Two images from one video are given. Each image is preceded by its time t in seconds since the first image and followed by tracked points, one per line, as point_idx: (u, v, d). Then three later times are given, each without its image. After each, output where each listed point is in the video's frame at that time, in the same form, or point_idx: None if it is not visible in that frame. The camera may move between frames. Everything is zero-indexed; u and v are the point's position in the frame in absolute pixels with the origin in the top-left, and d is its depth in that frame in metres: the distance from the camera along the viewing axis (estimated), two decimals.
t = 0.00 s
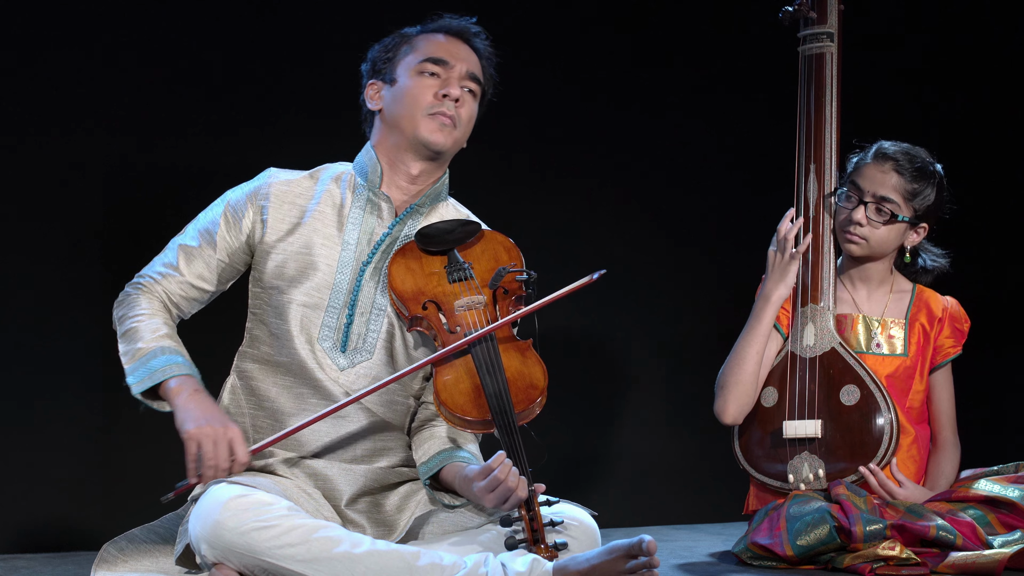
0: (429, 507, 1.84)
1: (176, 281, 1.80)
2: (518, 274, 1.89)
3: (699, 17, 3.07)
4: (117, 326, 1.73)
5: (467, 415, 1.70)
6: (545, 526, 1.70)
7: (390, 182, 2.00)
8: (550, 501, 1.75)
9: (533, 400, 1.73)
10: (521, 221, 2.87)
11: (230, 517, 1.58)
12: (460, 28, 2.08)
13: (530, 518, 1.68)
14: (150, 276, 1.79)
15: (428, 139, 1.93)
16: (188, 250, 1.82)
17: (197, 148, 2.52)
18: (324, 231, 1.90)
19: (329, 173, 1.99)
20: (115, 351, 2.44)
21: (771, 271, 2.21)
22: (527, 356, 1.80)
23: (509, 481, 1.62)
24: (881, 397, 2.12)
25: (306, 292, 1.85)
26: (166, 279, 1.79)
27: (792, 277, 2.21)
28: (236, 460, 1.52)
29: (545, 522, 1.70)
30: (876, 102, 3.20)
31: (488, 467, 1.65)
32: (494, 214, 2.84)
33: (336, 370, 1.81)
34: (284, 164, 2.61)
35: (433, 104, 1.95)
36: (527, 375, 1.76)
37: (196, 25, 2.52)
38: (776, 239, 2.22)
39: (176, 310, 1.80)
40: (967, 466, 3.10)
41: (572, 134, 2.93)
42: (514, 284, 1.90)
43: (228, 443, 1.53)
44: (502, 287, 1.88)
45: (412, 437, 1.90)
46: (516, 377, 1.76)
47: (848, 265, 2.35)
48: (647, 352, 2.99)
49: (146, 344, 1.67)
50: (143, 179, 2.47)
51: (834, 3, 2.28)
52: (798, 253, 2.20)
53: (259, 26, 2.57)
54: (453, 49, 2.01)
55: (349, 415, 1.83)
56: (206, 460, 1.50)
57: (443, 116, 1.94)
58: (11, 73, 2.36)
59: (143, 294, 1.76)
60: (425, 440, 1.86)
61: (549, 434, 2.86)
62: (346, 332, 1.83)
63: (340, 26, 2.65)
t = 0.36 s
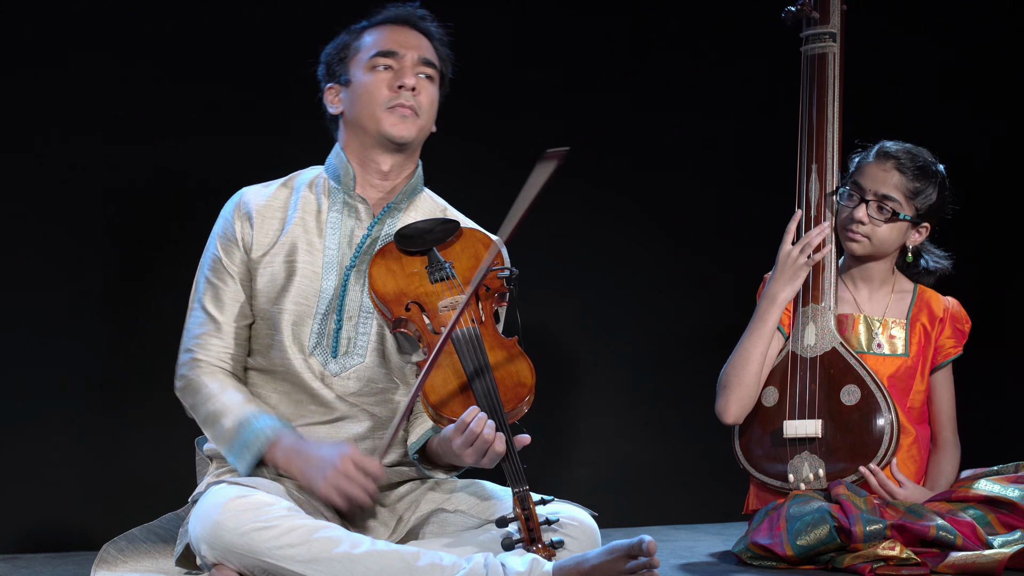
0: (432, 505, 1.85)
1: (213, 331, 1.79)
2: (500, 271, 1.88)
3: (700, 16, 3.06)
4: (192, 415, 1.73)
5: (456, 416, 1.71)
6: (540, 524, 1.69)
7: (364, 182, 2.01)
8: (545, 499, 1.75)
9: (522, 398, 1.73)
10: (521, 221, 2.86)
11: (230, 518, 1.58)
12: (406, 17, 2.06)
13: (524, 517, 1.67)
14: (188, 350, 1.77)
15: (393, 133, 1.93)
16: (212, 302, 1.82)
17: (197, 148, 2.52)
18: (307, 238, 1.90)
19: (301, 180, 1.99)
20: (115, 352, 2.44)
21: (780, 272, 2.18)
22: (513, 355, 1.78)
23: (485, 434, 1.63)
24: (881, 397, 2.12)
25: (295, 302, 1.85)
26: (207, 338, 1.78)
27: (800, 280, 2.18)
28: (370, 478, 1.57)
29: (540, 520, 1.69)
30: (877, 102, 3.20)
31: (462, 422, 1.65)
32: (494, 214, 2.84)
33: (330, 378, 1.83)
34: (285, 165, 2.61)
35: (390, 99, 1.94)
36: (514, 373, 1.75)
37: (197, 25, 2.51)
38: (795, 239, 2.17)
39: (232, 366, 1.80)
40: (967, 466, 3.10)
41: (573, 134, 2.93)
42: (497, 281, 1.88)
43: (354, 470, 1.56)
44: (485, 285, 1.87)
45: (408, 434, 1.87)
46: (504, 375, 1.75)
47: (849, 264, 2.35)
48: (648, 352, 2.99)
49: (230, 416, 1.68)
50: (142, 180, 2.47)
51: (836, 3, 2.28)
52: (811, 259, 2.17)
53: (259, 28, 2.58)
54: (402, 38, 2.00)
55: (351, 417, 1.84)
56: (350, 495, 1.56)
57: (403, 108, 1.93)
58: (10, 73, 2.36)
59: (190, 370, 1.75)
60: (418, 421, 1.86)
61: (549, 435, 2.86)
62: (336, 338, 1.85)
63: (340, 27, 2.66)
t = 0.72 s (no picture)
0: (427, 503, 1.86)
1: (204, 352, 1.82)
2: (488, 265, 1.84)
3: (701, 16, 3.06)
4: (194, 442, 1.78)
5: (449, 416, 1.70)
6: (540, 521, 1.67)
7: (327, 187, 1.98)
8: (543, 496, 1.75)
9: (515, 392, 1.72)
10: (522, 221, 2.86)
11: (231, 520, 1.58)
12: (340, 12, 1.98)
13: (523, 514, 1.65)
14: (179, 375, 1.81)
15: (348, 142, 1.88)
16: (193, 322, 1.84)
17: (197, 149, 2.52)
18: (280, 250, 1.89)
19: (266, 190, 1.97)
20: (117, 352, 2.44)
21: (782, 271, 2.19)
22: (505, 348, 1.76)
23: (481, 438, 1.65)
24: (882, 397, 2.12)
25: (275, 314, 1.85)
26: (197, 360, 1.81)
27: (802, 280, 2.18)
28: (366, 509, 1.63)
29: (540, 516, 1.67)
30: (878, 101, 3.20)
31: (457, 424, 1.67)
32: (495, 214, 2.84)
33: (322, 386, 1.84)
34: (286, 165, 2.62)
35: (336, 107, 1.88)
36: (507, 368, 1.74)
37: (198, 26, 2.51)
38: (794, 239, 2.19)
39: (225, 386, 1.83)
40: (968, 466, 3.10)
41: (574, 134, 2.93)
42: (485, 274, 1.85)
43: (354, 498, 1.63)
44: (473, 279, 1.83)
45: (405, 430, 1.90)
46: (495, 370, 1.73)
47: (852, 264, 2.35)
48: (649, 352, 2.99)
49: (226, 441, 1.72)
50: (143, 180, 2.47)
51: (840, 3, 2.27)
52: (813, 258, 2.18)
53: (259, 28, 2.57)
54: (338, 39, 1.92)
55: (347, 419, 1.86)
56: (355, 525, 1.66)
57: (353, 115, 1.88)
58: (11, 74, 2.36)
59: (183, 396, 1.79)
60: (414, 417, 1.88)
61: (550, 434, 2.86)
62: (321, 345, 1.85)
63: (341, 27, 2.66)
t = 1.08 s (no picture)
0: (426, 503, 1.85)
1: (202, 335, 1.77)
2: (496, 269, 1.85)
3: (701, 16, 3.06)
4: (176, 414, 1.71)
5: (451, 418, 1.73)
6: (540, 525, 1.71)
7: (346, 193, 1.94)
8: (544, 498, 1.76)
9: (520, 396, 1.73)
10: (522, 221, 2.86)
11: (231, 520, 1.58)
12: (395, 36, 1.85)
13: (525, 517, 1.69)
14: (173, 347, 1.75)
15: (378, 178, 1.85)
16: (197, 302, 1.79)
17: (197, 148, 2.52)
18: (292, 248, 1.87)
19: (285, 185, 1.95)
20: (116, 353, 2.44)
21: (780, 271, 2.19)
22: (510, 352, 1.77)
23: (483, 439, 1.66)
24: (882, 396, 2.12)
25: (282, 311, 1.84)
26: (191, 340, 1.76)
27: (802, 280, 2.19)
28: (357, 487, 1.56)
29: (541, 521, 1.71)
30: (878, 101, 3.20)
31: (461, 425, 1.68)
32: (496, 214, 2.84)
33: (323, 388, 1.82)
34: (286, 165, 2.62)
35: (368, 142, 1.81)
36: (512, 372, 1.75)
37: (197, 26, 2.51)
38: (793, 238, 2.21)
39: (215, 366, 1.77)
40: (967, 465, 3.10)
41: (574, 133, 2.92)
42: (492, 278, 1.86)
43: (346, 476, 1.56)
44: (480, 283, 1.84)
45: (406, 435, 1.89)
46: (501, 375, 1.74)
47: (852, 264, 2.35)
48: (649, 352, 3.00)
49: (216, 410, 1.67)
50: (143, 180, 2.47)
51: (840, 3, 2.28)
52: (812, 258, 2.19)
53: (260, 28, 2.57)
54: (387, 70, 1.81)
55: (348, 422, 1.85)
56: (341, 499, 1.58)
57: (387, 153, 1.83)
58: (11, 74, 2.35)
59: (175, 368, 1.73)
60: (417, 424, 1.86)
61: (550, 434, 2.85)
62: (326, 347, 1.84)
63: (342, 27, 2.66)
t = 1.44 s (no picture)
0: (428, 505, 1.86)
1: (214, 268, 1.73)
2: (520, 275, 1.91)
3: (700, 16, 3.06)
4: (173, 313, 1.63)
5: (469, 416, 1.70)
6: (545, 526, 1.69)
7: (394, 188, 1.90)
8: (553, 499, 1.71)
9: (535, 400, 1.73)
10: (520, 221, 2.87)
11: (232, 518, 1.58)
12: (511, 121, 1.74)
13: (530, 517, 1.68)
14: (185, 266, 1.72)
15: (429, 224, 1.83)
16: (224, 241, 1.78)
17: (196, 149, 2.53)
18: (328, 233, 1.87)
19: (338, 171, 1.95)
20: (115, 353, 2.45)
21: (781, 271, 2.19)
22: (529, 357, 1.79)
23: (506, 465, 1.62)
24: (882, 396, 2.12)
25: (306, 293, 1.83)
26: (202, 267, 1.72)
27: (802, 282, 2.18)
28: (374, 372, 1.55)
29: (546, 521, 1.69)
30: (877, 101, 3.20)
31: (483, 452, 1.65)
32: (494, 215, 2.85)
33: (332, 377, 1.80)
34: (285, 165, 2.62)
35: (438, 206, 1.78)
36: (529, 376, 1.76)
37: (196, 26, 2.51)
38: (793, 239, 2.20)
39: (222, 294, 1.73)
40: (967, 465, 3.11)
41: (573, 134, 2.93)
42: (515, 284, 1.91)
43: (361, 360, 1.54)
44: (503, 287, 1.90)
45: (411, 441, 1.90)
46: (518, 376, 1.76)
47: (852, 264, 2.35)
48: (649, 352, 3.00)
49: (226, 300, 1.63)
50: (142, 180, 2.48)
51: (840, 3, 2.28)
52: (813, 259, 2.18)
53: (259, 29, 2.58)
54: (488, 155, 1.73)
55: (357, 421, 1.84)
56: (338, 382, 1.52)
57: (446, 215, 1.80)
58: (9, 75, 2.36)
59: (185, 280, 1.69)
60: (421, 439, 1.87)
61: (549, 434, 2.85)
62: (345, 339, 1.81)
63: (340, 28, 2.66)
